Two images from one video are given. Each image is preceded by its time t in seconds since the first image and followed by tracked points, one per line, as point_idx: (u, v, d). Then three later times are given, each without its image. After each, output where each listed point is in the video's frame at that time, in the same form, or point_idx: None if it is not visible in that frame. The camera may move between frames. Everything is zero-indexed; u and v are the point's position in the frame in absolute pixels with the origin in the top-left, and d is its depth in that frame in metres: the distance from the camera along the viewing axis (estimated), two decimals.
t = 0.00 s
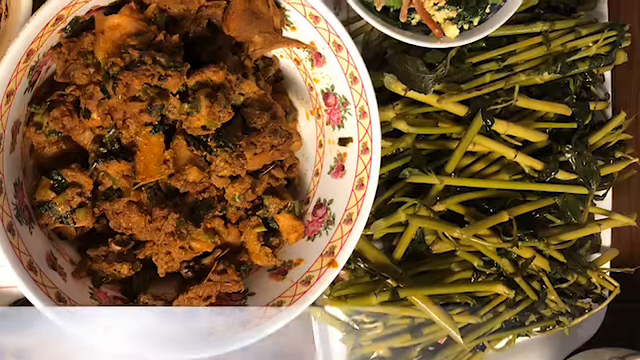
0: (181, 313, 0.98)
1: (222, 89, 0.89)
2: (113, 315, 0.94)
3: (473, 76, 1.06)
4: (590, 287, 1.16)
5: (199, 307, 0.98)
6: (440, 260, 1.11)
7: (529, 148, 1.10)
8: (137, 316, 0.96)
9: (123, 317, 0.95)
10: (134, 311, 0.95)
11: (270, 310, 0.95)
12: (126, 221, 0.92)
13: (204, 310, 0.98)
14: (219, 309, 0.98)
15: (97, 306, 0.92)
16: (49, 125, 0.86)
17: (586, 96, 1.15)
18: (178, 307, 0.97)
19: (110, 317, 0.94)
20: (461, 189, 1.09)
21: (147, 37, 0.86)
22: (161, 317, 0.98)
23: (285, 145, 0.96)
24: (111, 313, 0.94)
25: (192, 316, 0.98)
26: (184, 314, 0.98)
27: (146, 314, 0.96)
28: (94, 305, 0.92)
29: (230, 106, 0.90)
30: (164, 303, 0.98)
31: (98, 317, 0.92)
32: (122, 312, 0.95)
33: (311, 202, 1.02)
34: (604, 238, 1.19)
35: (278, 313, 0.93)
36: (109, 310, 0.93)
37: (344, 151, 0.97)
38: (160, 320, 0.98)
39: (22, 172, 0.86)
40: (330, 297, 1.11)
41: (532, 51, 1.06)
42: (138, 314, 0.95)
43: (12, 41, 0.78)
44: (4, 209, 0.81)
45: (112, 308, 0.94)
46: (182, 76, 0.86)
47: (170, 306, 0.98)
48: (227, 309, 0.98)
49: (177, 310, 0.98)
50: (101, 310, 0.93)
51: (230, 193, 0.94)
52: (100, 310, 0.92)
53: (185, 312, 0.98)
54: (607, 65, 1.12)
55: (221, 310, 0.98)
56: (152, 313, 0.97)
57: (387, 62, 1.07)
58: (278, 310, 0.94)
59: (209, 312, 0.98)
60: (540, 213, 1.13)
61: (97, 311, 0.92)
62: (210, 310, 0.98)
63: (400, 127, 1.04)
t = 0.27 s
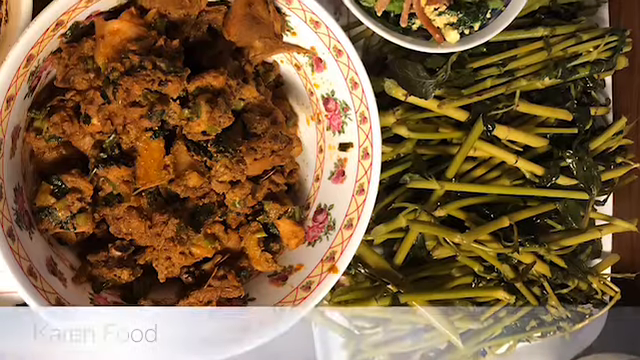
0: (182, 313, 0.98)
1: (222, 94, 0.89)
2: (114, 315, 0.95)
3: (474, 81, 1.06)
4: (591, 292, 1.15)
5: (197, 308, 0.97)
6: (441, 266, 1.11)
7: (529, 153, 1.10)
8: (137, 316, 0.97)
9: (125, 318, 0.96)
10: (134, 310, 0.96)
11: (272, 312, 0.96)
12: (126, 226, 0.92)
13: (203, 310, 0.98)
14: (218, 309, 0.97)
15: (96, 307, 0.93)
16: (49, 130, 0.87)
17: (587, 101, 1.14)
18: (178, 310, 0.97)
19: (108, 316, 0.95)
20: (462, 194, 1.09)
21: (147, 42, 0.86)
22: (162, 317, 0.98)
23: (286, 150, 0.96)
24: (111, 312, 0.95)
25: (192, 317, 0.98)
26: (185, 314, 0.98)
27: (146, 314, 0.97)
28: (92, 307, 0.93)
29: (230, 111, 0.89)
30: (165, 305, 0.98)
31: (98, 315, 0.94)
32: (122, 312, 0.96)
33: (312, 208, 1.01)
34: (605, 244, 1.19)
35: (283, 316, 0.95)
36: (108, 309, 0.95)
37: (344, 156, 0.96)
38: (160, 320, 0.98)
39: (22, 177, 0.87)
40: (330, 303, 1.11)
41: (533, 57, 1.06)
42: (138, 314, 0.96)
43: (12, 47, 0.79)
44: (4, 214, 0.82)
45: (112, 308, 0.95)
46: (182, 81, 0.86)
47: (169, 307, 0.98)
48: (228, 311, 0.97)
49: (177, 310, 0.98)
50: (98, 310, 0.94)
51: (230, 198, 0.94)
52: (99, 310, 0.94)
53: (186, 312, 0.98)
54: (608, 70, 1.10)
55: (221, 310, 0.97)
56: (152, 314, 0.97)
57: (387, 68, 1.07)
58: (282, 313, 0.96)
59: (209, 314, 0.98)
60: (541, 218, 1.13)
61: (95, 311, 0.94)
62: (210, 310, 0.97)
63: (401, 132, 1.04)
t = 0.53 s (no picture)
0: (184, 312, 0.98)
1: (223, 99, 0.88)
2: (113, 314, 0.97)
3: (475, 87, 1.06)
4: (592, 298, 1.13)
5: (197, 308, 0.97)
6: (442, 271, 1.10)
7: (529, 159, 1.10)
8: (143, 314, 0.99)
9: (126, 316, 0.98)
10: (140, 306, 0.98)
11: (274, 313, 0.96)
12: (126, 232, 0.92)
13: (206, 310, 0.97)
14: (220, 308, 0.97)
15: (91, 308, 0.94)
16: (49, 136, 0.86)
17: (588, 106, 1.13)
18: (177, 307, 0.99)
19: (109, 315, 0.97)
20: (462, 199, 1.09)
21: (147, 47, 0.86)
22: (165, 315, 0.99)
23: (286, 155, 0.95)
24: (109, 312, 0.97)
25: (194, 315, 0.98)
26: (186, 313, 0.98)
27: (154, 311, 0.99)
28: (87, 307, 0.94)
29: (231, 117, 0.89)
30: (166, 305, 1.00)
31: (93, 316, 0.96)
32: (124, 310, 0.97)
33: (312, 213, 1.01)
34: (606, 249, 1.18)
35: (283, 321, 0.94)
36: (105, 309, 0.96)
37: (344, 162, 0.96)
38: (164, 317, 1.00)
39: (22, 183, 0.87)
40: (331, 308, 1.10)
41: (533, 62, 1.06)
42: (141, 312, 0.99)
43: (13, 52, 0.79)
44: (4, 220, 0.82)
45: (114, 307, 0.97)
46: (182, 86, 0.86)
47: (172, 306, 0.99)
48: (230, 310, 0.98)
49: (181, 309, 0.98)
50: (93, 309, 0.95)
51: (231, 204, 0.94)
52: (95, 310, 0.95)
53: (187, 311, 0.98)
54: (609, 76, 1.11)
55: (222, 309, 0.97)
56: (157, 312, 0.99)
57: (388, 73, 1.07)
58: (283, 314, 0.95)
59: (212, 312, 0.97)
60: (542, 223, 1.12)
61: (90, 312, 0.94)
62: (213, 310, 0.97)
63: (401, 137, 1.04)
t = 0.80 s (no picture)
0: (193, 312, 0.98)
1: (223, 105, 0.88)
2: (111, 313, 0.97)
3: (475, 92, 1.06)
4: (593, 303, 1.13)
5: (210, 308, 0.97)
6: (442, 276, 1.10)
7: (529, 164, 1.09)
8: (144, 314, 0.99)
9: (125, 316, 0.98)
10: (146, 306, 0.99)
11: (276, 314, 0.96)
12: (126, 237, 0.91)
13: (211, 310, 0.97)
14: (231, 309, 0.96)
15: (90, 307, 0.95)
16: (49, 141, 0.86)
17: (588, 111, 1.14)
18: (186, 307, 0.98)
19: (110, 314, 0.97)
20: (463, 205, 1.08)
21: (147, 52, 0.86)
22: (167, 315, 0.98)
23: (286, 161, 0.95)
24: (107, 312, 0.97)
25: (203, 313, 0.98)
26: (194, 313, 0.98)
27: (155, 311, 0.98)
28: (87, 307, 0.95)
29: (231, 122, 0.89)
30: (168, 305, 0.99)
31: (91, 315, 0.97)
32: (125, 309, 0.97)
33: (313, 218, 1.00)
34: (607, 254, 1.18)
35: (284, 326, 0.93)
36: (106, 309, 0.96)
37: (345, 167, 0.96)
38: (164, 318, 0.99)
39: (22, 188, 0.87)
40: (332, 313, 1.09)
41: (533, 67, 1.06)
42: (142, 311, 0.99)
43: (13, 57, 0.79)
44: (4, 225, 0.82)
45: (117, 307, 0.97)
46: (183, 91, 0.86)
47: (173, 306, 0.98)
48: (238, 310, 0.97)
49: (190, 309, 0.98)
50: (92, 309, 0.95)
51: (231, 209, 0.93)
52: (95, 310, 0.96)
53: (193, 310, 0.98)
54: (610, 81, 1.11)
55: (232, 310, 0.96)
56: (161, 312, 0.98)
57: (388, 78, 1.06)
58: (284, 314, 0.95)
59: (222, 312, 0.97)
60: (543, 229, 1.11)
61: (89, 312, 0.96)
62: (225, 310, 0.96)
63: (402, 142, 1.04)
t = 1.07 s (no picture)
0: (192, 312, 0.98)
1: (223, 110, 0.88)
2: (107, 313, 0.96)
3: (476, 97, 1.06)
4: (593, 308, 1.12)
5: (207, 308, 0.97)
6: (443, 282, 1.09)
7: (531, 169, 1.09)
8: (143, 314, 0.98)
9: (122, 316, 0.97)
10: (146, 306, 0.98)
11: (277, 315, 0.96)
12: (126, 242, 0.91)
13: (213, 310, 0.97)
14: (228, 308, 0.97)
15: (86, 308, 0.95)
16: (49, 146, 0.86)
17: (589, 116, 1.13)
18: (180, 307, 0.98)
19: (108, 314, 0.96)
20: (463, 210, 1.08)
21: (147, 57, 0.86)
22: (166, 314, 0.98)
23: (287, 166, 0.95)
24: (103, 312, 0.96)
25: (200, 313, 0.98)
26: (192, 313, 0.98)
27: (154, 310, 0.98)
28: (81, 307, 0.94)
29: (231, 127, 0.89)
30: (168, 304, 0.98)
31: (89, 315, 0.96)
32: (124, 309, 0.97)
33: (313, 224, 1.00)
34: (608, 260, 1.17)
35: (283, 330, 0.93)
36: (103, 308, 0.95)
37: (346, 172, 0.96)
38: (162, 317, 0.99)
39: (22, 193, 0.87)
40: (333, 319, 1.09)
41: (534, 72, 1.06)
42: (141, 310, 0.98)
43: (13, 62, 0.79)
44: (4, 230, 0.82)
45: (113, 306, 0.96)
46: (183, 96, 0.85)
47: (173, 306, 0.98)
48: (237, 310, 0.98)
49: (187, 309, 0.98)
50: (89, 310, 0.95)
51: (231, 214, 0.93)
52: (91, 310, 0.95)
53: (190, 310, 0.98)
54: (611, 86, 1.11)
55: (230, 309, 0.97)
56: (160, 311, 0.98)
57: (389, 83, 1.06)
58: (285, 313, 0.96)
59: (220, 312, 0.97)
60: (543, 234, 1.11)
61: (84, 313, 0.95)
62: (223, 310, 0.97)
63: (402, 148, 1.04)
